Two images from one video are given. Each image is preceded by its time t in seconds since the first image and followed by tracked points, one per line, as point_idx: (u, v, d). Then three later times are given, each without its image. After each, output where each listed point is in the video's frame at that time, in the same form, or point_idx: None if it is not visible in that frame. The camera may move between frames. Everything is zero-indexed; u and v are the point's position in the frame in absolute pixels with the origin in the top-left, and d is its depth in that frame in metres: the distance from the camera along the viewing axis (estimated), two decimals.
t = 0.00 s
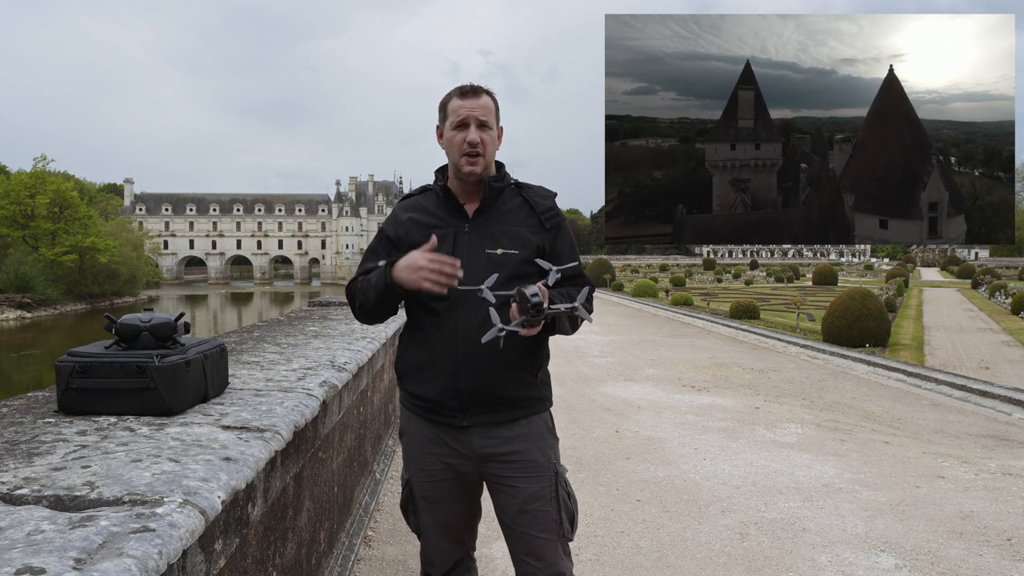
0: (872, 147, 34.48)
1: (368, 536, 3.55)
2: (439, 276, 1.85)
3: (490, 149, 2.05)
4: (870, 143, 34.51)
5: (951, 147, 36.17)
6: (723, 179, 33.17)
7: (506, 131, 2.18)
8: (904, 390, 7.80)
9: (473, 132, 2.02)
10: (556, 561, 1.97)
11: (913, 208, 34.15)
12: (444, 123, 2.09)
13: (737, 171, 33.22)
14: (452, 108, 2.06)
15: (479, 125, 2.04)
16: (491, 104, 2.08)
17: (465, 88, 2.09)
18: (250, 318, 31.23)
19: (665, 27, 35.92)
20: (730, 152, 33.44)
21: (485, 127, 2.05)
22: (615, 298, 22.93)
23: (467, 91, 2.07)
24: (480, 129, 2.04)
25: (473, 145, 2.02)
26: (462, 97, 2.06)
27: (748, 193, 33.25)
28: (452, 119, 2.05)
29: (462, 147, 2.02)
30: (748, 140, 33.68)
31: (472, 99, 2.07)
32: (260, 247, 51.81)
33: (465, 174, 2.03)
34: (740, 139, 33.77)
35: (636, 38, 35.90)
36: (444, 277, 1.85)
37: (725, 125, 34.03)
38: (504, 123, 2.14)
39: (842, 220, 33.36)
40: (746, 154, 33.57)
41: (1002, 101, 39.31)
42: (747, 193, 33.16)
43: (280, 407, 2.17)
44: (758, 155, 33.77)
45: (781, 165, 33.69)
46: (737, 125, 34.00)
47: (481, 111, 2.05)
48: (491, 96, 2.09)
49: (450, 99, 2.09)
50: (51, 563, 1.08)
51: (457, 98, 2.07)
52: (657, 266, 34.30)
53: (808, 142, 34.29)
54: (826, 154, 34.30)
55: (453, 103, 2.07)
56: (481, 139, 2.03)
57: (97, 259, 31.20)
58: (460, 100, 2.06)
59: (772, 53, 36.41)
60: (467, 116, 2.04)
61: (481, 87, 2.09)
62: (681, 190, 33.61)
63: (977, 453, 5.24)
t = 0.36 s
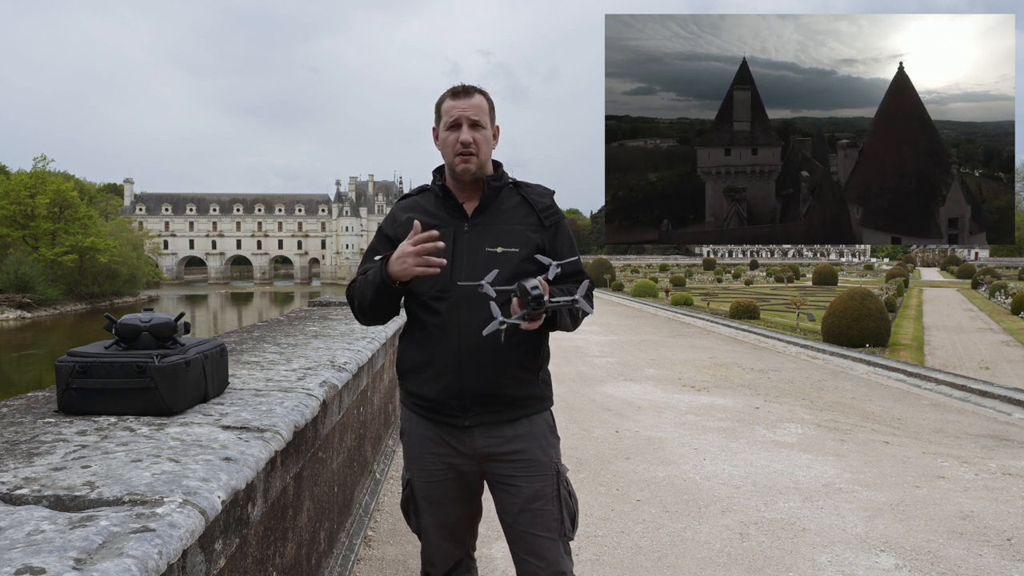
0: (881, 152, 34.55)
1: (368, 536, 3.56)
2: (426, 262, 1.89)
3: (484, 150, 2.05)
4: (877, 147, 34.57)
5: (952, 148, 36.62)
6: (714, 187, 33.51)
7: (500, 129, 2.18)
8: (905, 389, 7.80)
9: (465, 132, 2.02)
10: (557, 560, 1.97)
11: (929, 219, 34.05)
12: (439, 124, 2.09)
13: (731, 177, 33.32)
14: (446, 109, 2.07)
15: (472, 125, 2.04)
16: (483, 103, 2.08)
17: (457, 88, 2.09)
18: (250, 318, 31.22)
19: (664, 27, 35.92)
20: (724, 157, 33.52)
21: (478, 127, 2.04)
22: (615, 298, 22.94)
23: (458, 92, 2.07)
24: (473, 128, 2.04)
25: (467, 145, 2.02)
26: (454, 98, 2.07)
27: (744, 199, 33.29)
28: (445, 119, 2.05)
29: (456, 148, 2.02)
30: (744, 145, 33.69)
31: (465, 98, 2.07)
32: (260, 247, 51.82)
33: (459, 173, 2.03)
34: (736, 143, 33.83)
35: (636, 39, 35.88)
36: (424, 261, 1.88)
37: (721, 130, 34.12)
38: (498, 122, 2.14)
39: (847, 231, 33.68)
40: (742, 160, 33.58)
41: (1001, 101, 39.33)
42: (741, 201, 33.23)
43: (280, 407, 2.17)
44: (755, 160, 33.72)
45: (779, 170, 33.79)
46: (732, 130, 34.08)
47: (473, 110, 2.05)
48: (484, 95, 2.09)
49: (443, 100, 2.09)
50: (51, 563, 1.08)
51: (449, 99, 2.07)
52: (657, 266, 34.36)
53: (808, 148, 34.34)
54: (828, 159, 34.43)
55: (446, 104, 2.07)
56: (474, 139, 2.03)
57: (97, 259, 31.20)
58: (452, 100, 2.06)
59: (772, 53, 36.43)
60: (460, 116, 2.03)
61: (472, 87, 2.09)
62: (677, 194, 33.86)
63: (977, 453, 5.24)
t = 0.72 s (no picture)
0: (893, 155, 34.29)
1: (369, 535, 3.55)
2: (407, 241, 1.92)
3: (480, 150, 2.05)
4: (890, 149, 34.18)
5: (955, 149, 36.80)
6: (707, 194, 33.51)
7: (497, 130, 2.17)
8: (904, 389, 7.80)
9: (459, 133, 2.02)
10: (557, 560, 1.97)
11: (953, 226, 33.68)
12: (433, 126, 2.10)
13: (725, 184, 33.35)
14: (439, 111, 2.07)
15: (465, 126, 2.04)
16: (478, 104, 2.08)
17: (451, 90, 2.09)
18: (250, 318, 31.23)
19: (664, 28, 35.93)
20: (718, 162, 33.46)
21: (471, 128, 2.04)
22: (615, 298, 22.93)
23: (450, 95, 2.07)
24: (466, 130, 2.04)
25: (460, 147, 2.02)
26: (447, 99, 2.07)
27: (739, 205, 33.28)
28: (439, 122, 2.06)
29: (450, 150, 2.03)
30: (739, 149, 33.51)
31: (457, 99, 2.06)
32: (260, 247, 51.80)
33: (455, 174, 2.03)
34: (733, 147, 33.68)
35: (635, 39, 35.88)
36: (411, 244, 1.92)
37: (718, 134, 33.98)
38: (494, 122, 2.14)
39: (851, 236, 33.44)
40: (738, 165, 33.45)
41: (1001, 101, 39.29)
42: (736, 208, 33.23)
43: (280, 407, 2.17)
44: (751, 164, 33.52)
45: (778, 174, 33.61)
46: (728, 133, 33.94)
47: (465, 112, 2.04)
48: (478, 95, 2.09)
49: (437, 103, 2.09)
50: (51, 563, 1.08)
51: (442, 101, 2.07)
52: (657, 266, 34.40)
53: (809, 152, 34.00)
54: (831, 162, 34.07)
55: (440, 106, 2.07)
56: (467, 141, 2.03)
57: (97, 259, 31.19)
58: (445, 103, 2.06)
59: (772, 53, 36.40)
60: (452, 119, 2.03)
61: (466, 87, 2.08)
62: (672, 197, 33.95)
63: (977, 453, 5.24)
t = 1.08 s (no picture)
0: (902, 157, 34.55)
1: (368, 536, 3.55)
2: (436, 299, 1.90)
3: (480, 150, 2.05)
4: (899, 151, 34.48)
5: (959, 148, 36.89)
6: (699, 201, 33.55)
7: (496, 130, 2.17)
8: (904, 389, 7.80)
9: (459, 134, 2.03)
10: (557, 560, 1.97)
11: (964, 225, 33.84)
12: (433, 127, 2.10)
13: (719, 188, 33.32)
14: (439, 112, 2.07)
15: (465, 127, 2.04)
16: (478, 104, 2.08)
17: (450, 91, 2.09)
18: (250, 318, 31.23)
19: (664, 28, 35.94)
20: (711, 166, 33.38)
21: (471, 129, 2.05)
22: (615, 298, 22.93)
23: (451, 94, 2.07)
24: (466, 130, 2.05)
25: (460, 148, 2.02)
26: (447, 100, 2.07)
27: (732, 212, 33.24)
28: (440, 122, 2.06)
29: (450, 150, 2.03)
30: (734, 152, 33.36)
31: (459, 99, 2.07)
32: (260, 247, 51.80)
33: (455, 175, 2.03)
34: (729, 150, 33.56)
35: (635, 40, 35.90)
36: (425, 309, 1.90)
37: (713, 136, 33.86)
38: (493, 122, 2.14)
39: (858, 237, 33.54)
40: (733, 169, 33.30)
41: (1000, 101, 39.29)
42: (728, 218, 33.20)
43: (280, 407, 2.17)
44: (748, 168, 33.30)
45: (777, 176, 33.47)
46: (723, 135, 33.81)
47: (466, 112, 2.05)
48: (478, 96, 2.09)
49: (436, 103, 2.10)
50: (51, 563, 1.08)
51: (442, 102, 2.07)
52: (657, 266, 34.42)
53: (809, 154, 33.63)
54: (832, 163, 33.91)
55: (440, 107, 2.07)
56: (468, 140, 2.03)
57: (97, 259, 31.20)
58: (445, 103, 2.07)
59: (772, 54, 36.39)
60: (452, 119, 2.04)
61: (466, 89, 2.09)
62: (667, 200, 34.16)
63: (977, 453, 5.24)
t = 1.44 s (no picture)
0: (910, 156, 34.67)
1: (368, 535, 3.55)
2: (403, 247, 1.92)
3: (486, 149, 2.05)
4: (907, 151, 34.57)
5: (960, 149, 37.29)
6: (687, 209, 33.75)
7: (501, 131, 2.18)
8: (904, 389, 7.80)
9: (469, 133, 2.02)
10: (555, 561, 1.97)
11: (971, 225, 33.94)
12: (440, 124, 2.10)
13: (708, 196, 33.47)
14: (448, 109, 2.06)
15: (475, 125, 2.04)
16: (486, 104, 2.08)
17: (460, 88, 2.09)
18: (250, 318, 31.23)
19: (664, 28, 35.89)
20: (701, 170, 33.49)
21: (481, 127, 2.05)
22: (615, 298, 22.93)
23: (461, 93, 2.06)
24: (476, 129, 2.04)
25: (470, 146, 2.02)
26: (457, 98, 2.06)
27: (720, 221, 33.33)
28: (448, 119, 2.05)
29: (458, 149, 2.03)
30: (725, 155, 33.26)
31: (468, 98, 2.06)
32: (260, 247, 51.81)
33: (461, 172, 2.03)
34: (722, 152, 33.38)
35: (634, 40, 35.93)
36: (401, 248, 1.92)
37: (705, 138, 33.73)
38: (500, 122, 2.14)
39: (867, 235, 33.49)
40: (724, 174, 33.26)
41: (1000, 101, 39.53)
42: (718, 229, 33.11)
43: (280, 407, 2.17)
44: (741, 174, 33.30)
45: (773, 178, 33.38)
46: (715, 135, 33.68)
47: (476, 111, 2.05)
48: (487, 95, 2.09)
49: (445, 101, 2.09)
50: (52, 562, 1.08)
51: (452, 98, 2.07)
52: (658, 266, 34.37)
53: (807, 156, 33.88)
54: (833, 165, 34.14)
55: (449, 104, 2.06)
56: (477, 140, 2.03)
57: (97, 259, 31.20)
58: (455, 101, 2.06)
59: (772, 54, 36.42)
60: (463, 116, 2.03)
61: (475, 88, 2.08)
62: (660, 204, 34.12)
63: (977, 453, 5.24)
